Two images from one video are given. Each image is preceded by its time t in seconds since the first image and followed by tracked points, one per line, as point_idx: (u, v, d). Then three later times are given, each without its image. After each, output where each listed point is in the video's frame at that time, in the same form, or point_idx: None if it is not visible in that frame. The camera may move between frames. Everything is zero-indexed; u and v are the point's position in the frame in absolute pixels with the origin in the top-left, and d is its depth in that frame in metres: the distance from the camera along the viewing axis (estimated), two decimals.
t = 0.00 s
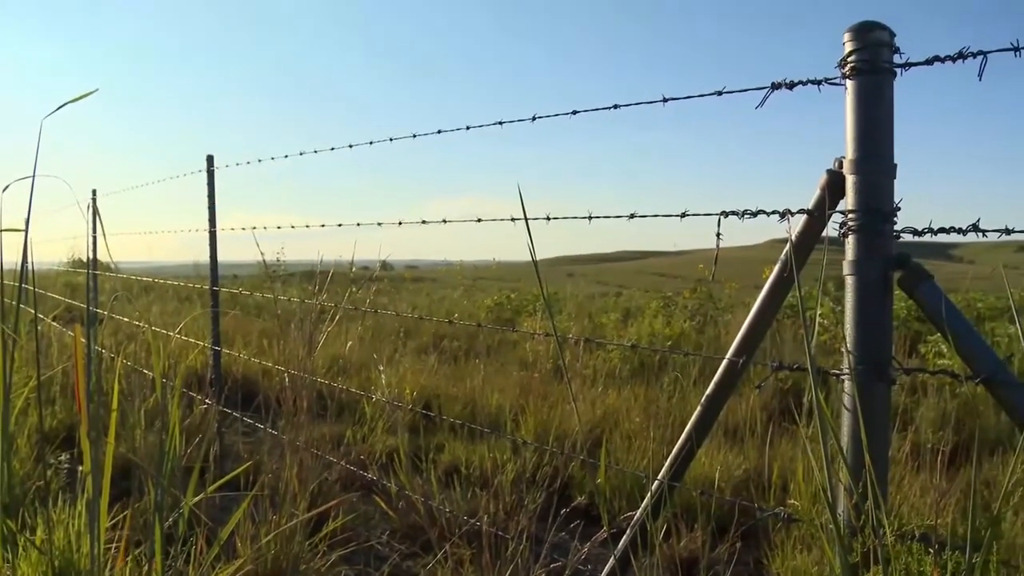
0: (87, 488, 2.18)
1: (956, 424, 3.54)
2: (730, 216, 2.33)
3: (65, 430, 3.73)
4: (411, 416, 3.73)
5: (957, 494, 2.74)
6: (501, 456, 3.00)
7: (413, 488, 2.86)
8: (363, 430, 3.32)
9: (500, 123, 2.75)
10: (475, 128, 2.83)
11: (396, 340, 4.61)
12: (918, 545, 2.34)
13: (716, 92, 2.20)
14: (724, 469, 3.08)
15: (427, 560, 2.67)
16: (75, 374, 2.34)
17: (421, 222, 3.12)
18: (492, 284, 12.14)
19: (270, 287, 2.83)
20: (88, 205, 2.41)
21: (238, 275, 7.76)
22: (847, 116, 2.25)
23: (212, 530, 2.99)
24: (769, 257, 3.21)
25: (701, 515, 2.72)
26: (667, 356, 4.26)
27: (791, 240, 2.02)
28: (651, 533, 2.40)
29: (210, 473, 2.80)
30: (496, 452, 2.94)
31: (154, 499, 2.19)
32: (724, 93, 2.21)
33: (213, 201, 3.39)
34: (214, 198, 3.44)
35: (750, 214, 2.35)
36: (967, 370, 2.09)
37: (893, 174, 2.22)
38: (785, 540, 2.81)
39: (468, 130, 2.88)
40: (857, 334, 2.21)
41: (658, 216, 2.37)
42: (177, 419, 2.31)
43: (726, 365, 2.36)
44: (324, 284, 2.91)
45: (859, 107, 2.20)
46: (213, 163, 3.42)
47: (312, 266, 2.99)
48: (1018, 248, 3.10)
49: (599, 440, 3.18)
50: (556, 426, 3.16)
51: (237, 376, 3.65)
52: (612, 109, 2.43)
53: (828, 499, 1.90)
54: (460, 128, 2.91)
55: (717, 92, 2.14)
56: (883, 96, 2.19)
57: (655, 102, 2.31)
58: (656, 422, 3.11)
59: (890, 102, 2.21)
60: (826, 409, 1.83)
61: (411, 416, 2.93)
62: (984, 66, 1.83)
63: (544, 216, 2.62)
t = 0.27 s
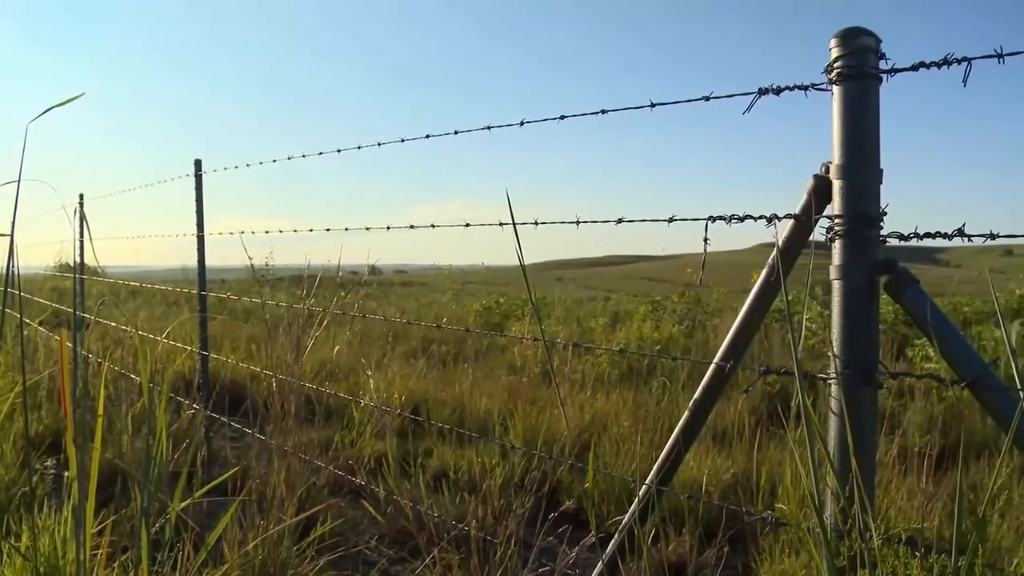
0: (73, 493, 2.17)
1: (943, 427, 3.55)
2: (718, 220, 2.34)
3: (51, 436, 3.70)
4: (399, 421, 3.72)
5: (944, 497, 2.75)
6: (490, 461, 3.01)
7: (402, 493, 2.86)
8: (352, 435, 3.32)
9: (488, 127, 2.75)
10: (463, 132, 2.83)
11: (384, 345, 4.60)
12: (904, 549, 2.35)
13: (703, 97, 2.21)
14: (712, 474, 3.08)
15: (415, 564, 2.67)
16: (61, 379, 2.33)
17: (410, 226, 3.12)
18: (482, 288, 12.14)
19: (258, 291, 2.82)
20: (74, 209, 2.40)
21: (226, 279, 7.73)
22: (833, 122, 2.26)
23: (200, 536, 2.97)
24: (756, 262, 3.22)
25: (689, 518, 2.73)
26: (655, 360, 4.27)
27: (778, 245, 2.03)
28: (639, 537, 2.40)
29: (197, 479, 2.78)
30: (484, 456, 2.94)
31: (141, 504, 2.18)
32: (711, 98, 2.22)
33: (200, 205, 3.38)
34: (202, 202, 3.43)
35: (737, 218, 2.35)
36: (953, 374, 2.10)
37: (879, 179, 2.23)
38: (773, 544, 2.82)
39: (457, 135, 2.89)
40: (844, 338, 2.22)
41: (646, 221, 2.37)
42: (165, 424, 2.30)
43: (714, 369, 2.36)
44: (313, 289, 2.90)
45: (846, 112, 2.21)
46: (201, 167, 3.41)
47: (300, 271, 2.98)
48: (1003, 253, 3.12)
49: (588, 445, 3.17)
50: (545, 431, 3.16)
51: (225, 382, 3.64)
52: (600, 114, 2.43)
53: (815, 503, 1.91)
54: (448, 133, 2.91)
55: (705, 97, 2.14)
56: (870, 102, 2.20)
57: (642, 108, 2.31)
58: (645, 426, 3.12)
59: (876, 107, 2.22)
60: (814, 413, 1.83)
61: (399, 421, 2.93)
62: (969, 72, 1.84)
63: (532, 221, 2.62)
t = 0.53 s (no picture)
0: (63, 496, 2.15)
1: (934, 428, 3.57)
2: (709, 222, 2.34)
3: (41, 439, 3.69)
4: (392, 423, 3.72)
5: (934, 498, 2.76)
6: (482, 462, 3.01)
7: (394, 494, 2.86)
8: (344, 437, 3.32)
9: (480, 129, 2.76)
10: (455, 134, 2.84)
11: (376, 347, 4.61)
12: (895, 550, 2.36)
13: (694, 99, 2.21)
14: (704, 475, 3.09)
15: (407, 566, 2.67)
16: (51, 381, 2.32)
17: (402, 228, 3.13)
18: (474, 290, 12.14)
19: (249, 293, 2.82)
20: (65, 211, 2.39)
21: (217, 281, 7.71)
22: (824, 124, 2.27)
23: (191, 538, 2.97)
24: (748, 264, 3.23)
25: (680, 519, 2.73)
26: (647, 362, 4.28)
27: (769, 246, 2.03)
28: (631, 539, 2.40)
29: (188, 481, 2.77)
30: (476, 458, 2.95)
31: (132, 506, 2.17)
32: (703, 101, 2.22)
33: (192, 207, 3.37)
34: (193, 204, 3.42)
35: (728, 220, 2.36)
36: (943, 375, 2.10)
37: (870, 181, 2.24)
38: (764, 545, 2.82)
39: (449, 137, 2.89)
40: (835, 339, 2.23)
41: (637, 222, 2.37)
42: (156, 426, 2.29)
43: (706, 370, 2.36)
44: (304, 290, 2.90)
45: (837, 114, 2.21)
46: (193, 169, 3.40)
47: (292, 273, 2.98)
48: (993, 255, 3.13)
49: (580, 446, 3.18)
50: (537, 432, 3.16)
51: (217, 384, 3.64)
52: (592, 116, 2.43)
53: (806, 504, 1.91)
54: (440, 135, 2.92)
55: (696, 99, 2.15)
56: (860, 104, 2.21)
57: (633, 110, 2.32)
58: (637, 428, 3.12)
59: (867, 110, 2.22)
60: (805, 415, 1.84)
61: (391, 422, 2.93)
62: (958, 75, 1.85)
63: (523, 223, 2.62)
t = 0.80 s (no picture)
0: (51, 498, 2.13)
1: (922, 429, 3.58)
2: (699, 224, 2.34)
3: (29, 441, 3.67)
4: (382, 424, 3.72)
5: (923, 499, 2.77)
6: (472, 464, 3.01)
7: (384, 496, 2.86)
8: (334, 439, 3.31)
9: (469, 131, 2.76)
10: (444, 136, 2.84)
11: (367, 348, 4.60)
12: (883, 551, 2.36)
13: (684, 100, 2.22)
14: (694, 476, 3.09)
15: (397, 568, 2.67)
16: (39, 382, 2.30)
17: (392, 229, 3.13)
18: (464, 291, 12.14)
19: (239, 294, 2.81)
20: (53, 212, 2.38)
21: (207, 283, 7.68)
22: (813, 126, 2.28)
23: (180, 540, 2.96)
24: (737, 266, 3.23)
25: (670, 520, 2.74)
26: (637, 363, 4.28)
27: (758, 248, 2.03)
28: (621, 540, 2.40)
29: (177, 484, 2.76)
30: (466, 460, 2.95)
31: (121, 508, 2.16)
32: (692, 102, 2.23)
33: (181, 208, 3.36)
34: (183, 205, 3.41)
35: (717, 222, 2.36)
36: (931, 376, 2.11)
37: (858, 182, 2.24)
38: (754, 545, 2.83)
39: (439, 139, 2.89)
40: (824, 340, 2.23)
41: (626, 224, 2.38)
42: (144, 428, 2.28)
43: (696, 372, 2.37)
44: (294, 292, 2.90)
45: (825, 116, 2.22)
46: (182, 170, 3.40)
47: (282, 274, 2.97)
48: (981, 257, 3.15)
49: (570, 448, 3.18)
50: (527, 434, 3.16)
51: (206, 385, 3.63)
52: (581, 117, 2.43)
53: (794, 505, 1.91)
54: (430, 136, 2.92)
55: (685, 101, 2.15)
56: (849, 106, 2.22)
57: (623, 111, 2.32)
58: (627, 429, 3.13)
59: (855, 112, 2.23)
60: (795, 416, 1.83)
61: (381, 424, 2.93)
62: (945, 78, 1.86)
63: (513, 225, 2.62)
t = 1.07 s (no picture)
0: (38, 500, 2.12)
1: (911, 429, 3.60)
2: (688, 224, 2.35)
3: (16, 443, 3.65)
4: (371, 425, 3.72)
5: (911, 499, 2.78)
6: (462, 464, 3.01)
7: (373, 497, 2.85)
8: (323, 439, 3.31)
9: (458, 131, 2.76)
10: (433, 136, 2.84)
11: (356, 349, 4.60)
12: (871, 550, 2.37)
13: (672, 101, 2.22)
14: (684, 476, 3.10)
15: (386, 568, 2.67)
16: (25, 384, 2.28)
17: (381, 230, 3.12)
18: (454, 291, 12.13)
19: (227, 295, 2.80)
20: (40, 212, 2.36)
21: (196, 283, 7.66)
22: (801, 126, 2.28)
23: (169, 541, 2.95)
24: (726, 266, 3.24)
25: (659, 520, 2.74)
26: (627, 363, 4.29)
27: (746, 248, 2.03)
28: (610, 540, 2.40)
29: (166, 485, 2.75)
30: (456, 460, 2.95)
31: (109, 510, 2.14)
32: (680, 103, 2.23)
33: (170, 208, 3.35)
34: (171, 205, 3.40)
35: (706, 222, 2.36)
36: (919, 375, 2.12)
37: (846, 183, 2.25)
38: (743, 545, 2.83)
39: (427, 139, 2.89)
40: (812, 341, 2.24)
41: (615, 224, 2.38)
42: (133, 429, 2.27)
43: (685, 372, 2.37)
44: (283, 292, 2.89)
45: (814, 117, 2.22)
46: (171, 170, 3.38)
47: (271, 275, 2.97)
48: (969, 257, 3.16)
49: (560, 448, 3.19)
50: (516, 434, 3.16)
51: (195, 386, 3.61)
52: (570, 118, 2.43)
53: (783, 505, 1.91)
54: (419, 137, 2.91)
55: (674, 102, 2.15)
56: (837, 106, 2.22)
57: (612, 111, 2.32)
58: (616, 429, 3.13)
59: (843, 113, 2.24)
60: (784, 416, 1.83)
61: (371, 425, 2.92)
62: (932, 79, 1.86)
63: (502, 225, 2.62)
